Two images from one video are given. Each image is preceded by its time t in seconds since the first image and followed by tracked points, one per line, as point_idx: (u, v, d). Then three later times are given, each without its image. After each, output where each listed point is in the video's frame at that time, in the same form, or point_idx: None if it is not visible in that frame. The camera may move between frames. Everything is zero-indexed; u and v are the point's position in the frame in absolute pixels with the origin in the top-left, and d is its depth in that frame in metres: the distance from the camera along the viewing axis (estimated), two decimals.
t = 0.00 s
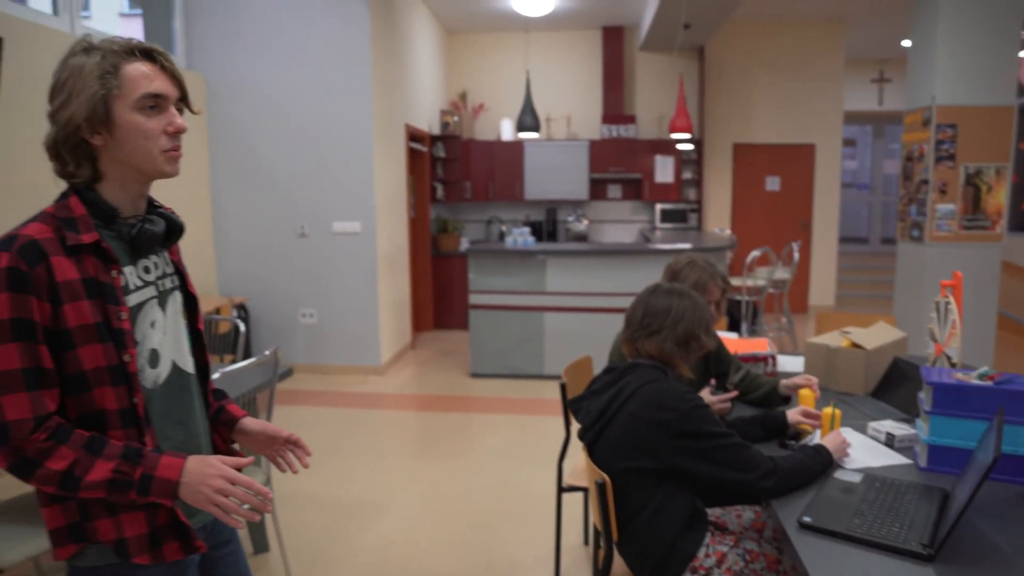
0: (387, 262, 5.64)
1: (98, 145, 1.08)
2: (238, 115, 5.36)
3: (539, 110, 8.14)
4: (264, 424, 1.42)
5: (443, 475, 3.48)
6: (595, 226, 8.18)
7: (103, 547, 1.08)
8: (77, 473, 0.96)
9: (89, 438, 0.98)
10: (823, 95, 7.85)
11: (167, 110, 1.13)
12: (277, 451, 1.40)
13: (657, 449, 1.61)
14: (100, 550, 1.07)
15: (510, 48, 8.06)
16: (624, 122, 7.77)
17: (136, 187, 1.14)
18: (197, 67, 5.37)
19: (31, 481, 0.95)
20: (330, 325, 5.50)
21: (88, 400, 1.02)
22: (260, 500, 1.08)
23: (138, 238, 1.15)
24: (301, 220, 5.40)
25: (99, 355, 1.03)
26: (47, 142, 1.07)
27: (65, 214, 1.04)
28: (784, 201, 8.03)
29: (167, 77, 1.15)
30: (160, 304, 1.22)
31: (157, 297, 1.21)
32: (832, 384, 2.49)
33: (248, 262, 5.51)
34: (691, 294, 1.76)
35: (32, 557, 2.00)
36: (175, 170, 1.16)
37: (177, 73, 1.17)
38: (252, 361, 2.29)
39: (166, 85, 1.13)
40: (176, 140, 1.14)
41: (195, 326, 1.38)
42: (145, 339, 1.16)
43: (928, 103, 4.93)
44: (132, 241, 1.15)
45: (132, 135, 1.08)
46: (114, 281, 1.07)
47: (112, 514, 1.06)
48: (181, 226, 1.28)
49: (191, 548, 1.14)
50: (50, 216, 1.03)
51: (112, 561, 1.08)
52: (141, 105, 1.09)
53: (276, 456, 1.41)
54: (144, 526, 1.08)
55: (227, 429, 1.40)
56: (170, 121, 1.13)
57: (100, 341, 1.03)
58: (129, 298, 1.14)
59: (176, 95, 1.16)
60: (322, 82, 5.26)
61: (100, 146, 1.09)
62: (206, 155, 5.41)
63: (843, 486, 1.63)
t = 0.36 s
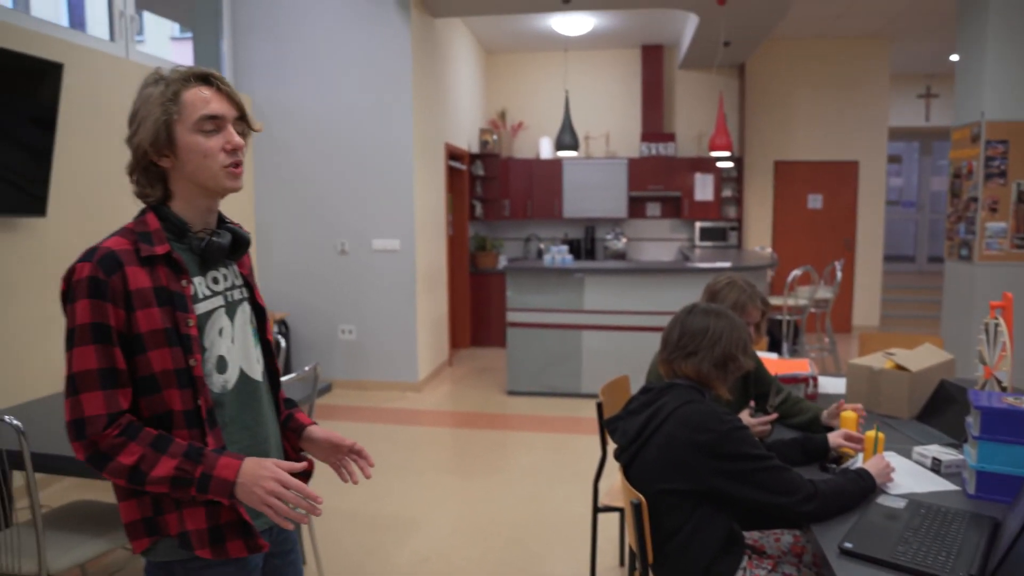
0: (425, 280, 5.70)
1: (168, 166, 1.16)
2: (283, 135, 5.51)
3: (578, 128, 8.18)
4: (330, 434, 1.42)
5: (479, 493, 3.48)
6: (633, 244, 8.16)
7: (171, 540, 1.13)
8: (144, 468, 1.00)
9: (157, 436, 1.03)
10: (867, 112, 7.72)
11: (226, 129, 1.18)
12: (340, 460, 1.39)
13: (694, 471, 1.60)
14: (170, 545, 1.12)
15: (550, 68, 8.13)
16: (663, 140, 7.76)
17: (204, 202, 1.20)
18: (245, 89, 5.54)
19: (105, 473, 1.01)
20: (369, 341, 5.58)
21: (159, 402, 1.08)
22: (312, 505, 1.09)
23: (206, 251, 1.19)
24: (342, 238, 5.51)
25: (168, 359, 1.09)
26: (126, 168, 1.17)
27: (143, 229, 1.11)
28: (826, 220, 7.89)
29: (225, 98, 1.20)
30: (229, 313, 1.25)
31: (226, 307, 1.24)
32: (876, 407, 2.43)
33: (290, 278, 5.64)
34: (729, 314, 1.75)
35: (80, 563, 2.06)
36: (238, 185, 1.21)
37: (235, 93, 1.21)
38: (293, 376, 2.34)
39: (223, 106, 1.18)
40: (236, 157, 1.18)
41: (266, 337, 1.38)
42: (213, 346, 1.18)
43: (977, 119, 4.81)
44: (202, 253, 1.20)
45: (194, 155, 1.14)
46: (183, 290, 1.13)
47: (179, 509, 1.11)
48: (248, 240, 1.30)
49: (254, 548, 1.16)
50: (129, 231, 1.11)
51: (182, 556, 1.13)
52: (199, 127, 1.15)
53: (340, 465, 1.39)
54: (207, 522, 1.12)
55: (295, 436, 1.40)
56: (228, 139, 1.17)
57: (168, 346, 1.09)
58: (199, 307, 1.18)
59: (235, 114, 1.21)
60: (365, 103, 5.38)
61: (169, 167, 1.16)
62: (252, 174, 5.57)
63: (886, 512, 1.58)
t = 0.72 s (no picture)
0: (446, 290, 5.72)
1: (211, 181, 1.24)
2: (306, 147, 5.58)
3: (599, 139, 8.19)
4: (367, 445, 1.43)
5: (498, 504, 3.47)
6: (654, 254, 8.13)
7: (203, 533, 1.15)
8: (176, 464, 1.03)
9: (191, 434, 1.05)
10: (892, 121, 7.62)
11: (255, 141, 1.22)
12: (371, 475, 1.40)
13: (718, 485, 1.58)
14: (202, 537, 1.15)
15: (572, 78, 8.14)
16: (685, 150, 7.71)
17: (248, 211, 1.26)
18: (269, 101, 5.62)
19: (144, 464, 1.04)
20: (390, 351, 5.60)
21: (198, 397, 1.13)
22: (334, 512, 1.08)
23: (249, 255, 1.23)
24: (364, 248, 5.55)
25: (208, 356, 1.13)
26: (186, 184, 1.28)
27: (193, 232, 1.18)
28: (851, 230, 7.79)
29: (255, 110, 1.24)
30: (272, 317, 1.28)
31: (268, 310, 1.28)
32: (903, 421, 2.39)
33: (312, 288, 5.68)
34: (752, 324, 1.73)
35: (102, 569, 2.08)
36: (275, 194, 1.25)
37: (264, 104, 1.25)
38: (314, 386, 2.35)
39: (252, 119, 1.22)
40: (268, 167, 1.22)
41: (311, 341, 1.40)
42: (252, 348, 1.21)
43: (1007, 128, 4.73)
44: (246, 258, 1.24)
45: (225, 168, 1.20)
46: (226, 292, 1.18)
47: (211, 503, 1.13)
48: (293, 247, 1.32)
49: (282, 544, 1.17)
50: (180, 235, 1.18)
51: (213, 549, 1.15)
52: (229, 142, 1.21)
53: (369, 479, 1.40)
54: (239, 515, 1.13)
55: (335, 440, 1.41)
56: (259, 150, 1.22)
57: (209, 345, 1.14)
58: (240, 309, 1.22)
59: (266, 125, 1.25)
60: (388, 114, 5.43)
61: (212, 181, 1.24)
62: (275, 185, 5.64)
63: (916, 530, 1.54)
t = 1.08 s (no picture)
0: (456, 293, 5.71)
1: (237, 179, 1.27)
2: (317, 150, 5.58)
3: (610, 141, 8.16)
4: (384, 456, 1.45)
5: (508, 508, 3.45)
6: (665, 257, 8.10)
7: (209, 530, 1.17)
8: (161, 469, 1.06)
9: (183, 439, 1.07)
10: (906, 122, 7.56)
11: (280, 145, 1.24)
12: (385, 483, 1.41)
13: (732, 490, 1.55)
14: (206, 535, 1.17)
15: (583, 80, 8.13)
16: (696, 152, 7.67)
17: (271, 213, 1.27)
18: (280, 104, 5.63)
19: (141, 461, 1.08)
20: (399, 353, 5.59)
21: (208, 397, 1.15)
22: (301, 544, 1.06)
23: (269, 258, 1.25)
24: (374, 251, 5.54)
25: (221, 358, 1.16)
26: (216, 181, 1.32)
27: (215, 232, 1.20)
28: (864, 232, 7.72)
29: (284, 114, 1.26)
30: (290, 321, 1.30)
31: (286, 314, 1.29)
32: (920, 425, 2.35)
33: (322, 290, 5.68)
34: (772, 328, 1.70)
35: (112, 571, 2.08)
36: (297, 198, 1.26)
37: (294, 108, 1.27)
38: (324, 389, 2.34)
39: (279, 123, 1.24)
40: (291, 172, 1.24)
41: (330, 347, 1.40)
42: (266, 352, 1.23)
43: None
44: (266, 262, 1.25)
45: (248, 170, 1.23)
46: (243, 294, 1.20)
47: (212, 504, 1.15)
48: (314, 252, 1.33)
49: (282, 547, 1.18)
50: (203, 234, 1.20)
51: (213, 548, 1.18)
52: (256, 143, 1.23)
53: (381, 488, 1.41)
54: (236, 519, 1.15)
55: (350, 447, 1.42)
56: (283, 155, 1.23)
57: (222, 346, 1.16)
58: (257, 312, 1.23)
59: (294, 130, 1.26)
60: (398, 117, 5.43)
61: (238, 179, 1.27)
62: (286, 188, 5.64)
63: (937, 537, 1.51)
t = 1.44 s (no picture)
0: (461, 292, 5.68)
1: (266, 173, 1.23)
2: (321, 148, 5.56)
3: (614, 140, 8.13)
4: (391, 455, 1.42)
5: (514, 509, 3.42)
6: (670, 256, 8.07)
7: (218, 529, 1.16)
8: (168, 469, 1.05)
9: (190, 440, 1.06)
10: (913, 121, 7.51)
11: (326, 149, 1.23)
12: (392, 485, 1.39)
13: (745, 493, 1.52)
14: (213, 533, 1.16)
15: (588, 79, 8.10)
16: (701, 151, 7.65)
17: (296, 214, 1.25)
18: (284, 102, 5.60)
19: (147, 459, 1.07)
20: (403, 353, 5.57)
21: (219, 396, 1.13)
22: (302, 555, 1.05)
23: (286, 258, 1.23)
24: (378, 249, 5.52)
25: (235, 358, 1.14)
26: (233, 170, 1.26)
27: (232, 229, 1.18)
28: (870, 231, 7.67)
29: (331, 118, 1.25)
30: (303, 321, 1.28)
31: (299, 314, 1.27)
32: (933, 426, 2.32)
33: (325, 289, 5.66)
34: (786, 326, 1.67)
35: (115, 572, 2.05)
36: (327, 203, 1.26)
37: (341, 113, 1.26)
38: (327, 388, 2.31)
39: (328, 126, 1.23)
40: (330, 176, 1.23)
41: (341, 346, 1.38)
42: (279, 351, 1.21)
43: None
44: (283, 261, 1.24)
45: (289, 168, 1.20)
46: (259, 293, 1.18)
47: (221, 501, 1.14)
48: (331, 252, 1.31)
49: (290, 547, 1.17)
50: (220, 230, 1.18)
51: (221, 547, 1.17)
52: (302, 143, 1.21)
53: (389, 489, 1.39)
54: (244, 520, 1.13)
55: (359, 447, 1.39)
56: (327, 158, 1.23)
57: (236, 345, 1.14)
58: (272, 312, 1.21)
59: (338, 135, 1.26)
60: (403, 115, 5.41)
61: (267, 174, 1.23)
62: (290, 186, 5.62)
63: (955, 541, 1.48)
